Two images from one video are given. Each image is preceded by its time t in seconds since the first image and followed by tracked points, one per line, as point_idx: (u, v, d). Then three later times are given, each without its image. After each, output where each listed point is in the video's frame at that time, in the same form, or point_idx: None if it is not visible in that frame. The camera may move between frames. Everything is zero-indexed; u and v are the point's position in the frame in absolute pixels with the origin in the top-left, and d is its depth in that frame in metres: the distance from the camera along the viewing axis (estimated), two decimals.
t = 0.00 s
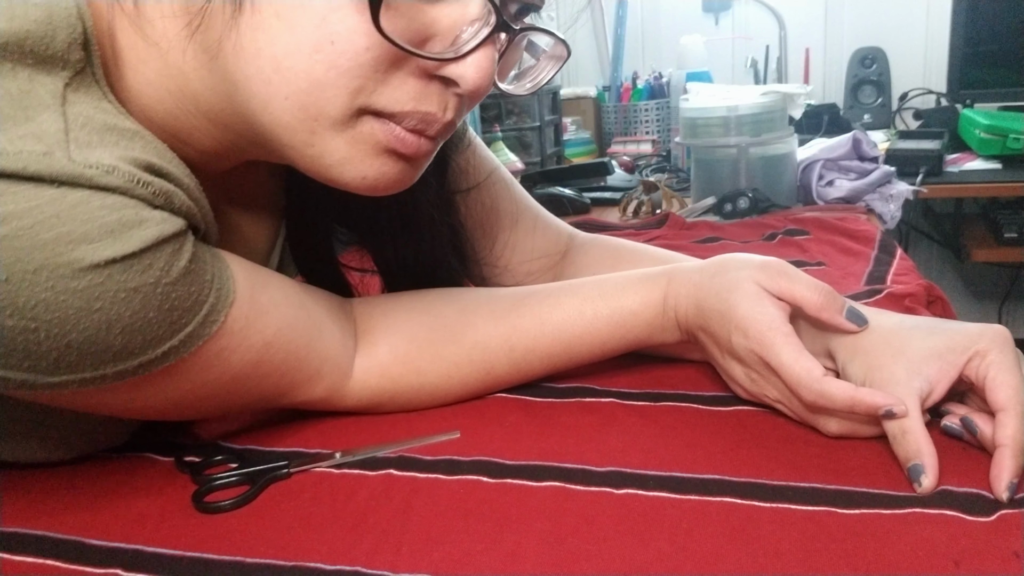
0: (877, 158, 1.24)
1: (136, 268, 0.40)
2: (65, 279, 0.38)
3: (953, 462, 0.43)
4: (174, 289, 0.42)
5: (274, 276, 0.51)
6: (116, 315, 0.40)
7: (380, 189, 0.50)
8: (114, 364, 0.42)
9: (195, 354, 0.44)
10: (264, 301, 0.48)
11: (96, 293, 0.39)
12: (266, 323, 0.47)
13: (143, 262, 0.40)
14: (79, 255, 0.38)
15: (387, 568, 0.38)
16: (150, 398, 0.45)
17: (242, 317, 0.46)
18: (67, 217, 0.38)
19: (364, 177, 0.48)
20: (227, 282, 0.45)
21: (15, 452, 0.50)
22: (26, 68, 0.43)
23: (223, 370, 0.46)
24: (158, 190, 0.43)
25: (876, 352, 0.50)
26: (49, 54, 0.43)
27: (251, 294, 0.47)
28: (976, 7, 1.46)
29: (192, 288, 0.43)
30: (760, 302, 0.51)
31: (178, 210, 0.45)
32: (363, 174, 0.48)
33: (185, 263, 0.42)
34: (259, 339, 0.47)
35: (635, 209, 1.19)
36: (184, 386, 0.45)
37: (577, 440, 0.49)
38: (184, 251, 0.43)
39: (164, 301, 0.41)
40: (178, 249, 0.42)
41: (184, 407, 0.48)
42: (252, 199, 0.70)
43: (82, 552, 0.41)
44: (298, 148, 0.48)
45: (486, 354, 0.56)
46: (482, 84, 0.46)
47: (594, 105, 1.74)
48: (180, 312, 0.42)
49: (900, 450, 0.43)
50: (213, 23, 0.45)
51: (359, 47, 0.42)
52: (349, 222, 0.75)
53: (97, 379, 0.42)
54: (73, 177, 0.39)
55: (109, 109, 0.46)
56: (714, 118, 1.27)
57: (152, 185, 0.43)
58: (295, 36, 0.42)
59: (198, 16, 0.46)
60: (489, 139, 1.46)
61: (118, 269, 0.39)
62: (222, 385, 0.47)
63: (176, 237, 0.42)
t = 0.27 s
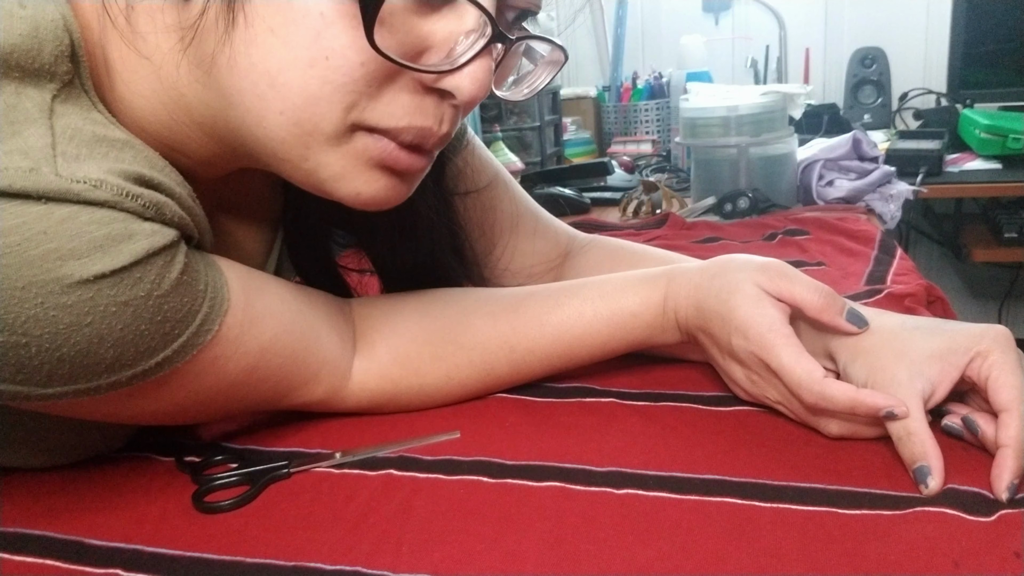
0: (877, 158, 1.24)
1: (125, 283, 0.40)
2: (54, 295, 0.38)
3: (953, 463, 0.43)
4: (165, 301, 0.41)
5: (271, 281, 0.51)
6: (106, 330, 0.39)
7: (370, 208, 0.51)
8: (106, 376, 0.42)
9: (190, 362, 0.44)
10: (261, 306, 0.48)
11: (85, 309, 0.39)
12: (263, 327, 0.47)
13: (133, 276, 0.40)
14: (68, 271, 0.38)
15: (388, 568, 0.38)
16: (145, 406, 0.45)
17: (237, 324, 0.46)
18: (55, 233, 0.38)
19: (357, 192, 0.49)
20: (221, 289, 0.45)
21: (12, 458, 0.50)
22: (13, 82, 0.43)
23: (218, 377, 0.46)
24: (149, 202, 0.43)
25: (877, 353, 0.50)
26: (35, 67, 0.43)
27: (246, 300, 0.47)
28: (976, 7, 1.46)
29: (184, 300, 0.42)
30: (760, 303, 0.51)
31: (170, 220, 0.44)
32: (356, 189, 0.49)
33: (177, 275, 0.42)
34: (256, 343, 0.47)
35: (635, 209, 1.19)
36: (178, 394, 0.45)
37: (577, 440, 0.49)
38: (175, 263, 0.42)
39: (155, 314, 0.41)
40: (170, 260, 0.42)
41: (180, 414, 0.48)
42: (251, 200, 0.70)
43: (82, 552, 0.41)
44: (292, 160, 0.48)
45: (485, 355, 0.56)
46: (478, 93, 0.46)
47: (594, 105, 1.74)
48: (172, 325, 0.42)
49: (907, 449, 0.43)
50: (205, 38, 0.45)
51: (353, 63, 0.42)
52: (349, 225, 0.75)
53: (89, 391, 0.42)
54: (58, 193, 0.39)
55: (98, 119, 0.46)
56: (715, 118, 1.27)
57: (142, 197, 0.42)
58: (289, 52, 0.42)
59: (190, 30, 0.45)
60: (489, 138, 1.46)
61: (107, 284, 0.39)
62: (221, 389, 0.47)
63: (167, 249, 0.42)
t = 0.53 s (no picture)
0: (877, 158, 1.24)
1: (125, 285, 0.40)
2: (53, 297, 0.38)
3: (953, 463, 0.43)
4: (165, 304, 0.41)
5: (272, 281, 0.51)
6: (106, 331, 0.39)
7: (379, 208, 0.51)
8: (106, 377, 0.42)
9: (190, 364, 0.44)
10: (262, 306, 0.48)
11: (84, 311, 0.39)
12: (264, 328, 0.47)
13: (133, 279, 0.40)
14: (68, 273, 0.38)
15: (387, 568, 0.38)
16: (144, 407, 0.45)
17: (238, 326, 0.46)
18: (55, 236, 0.38)
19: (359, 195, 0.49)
20: (222, 291, 0.45)
21: (16, 459, 0.50)
22: (14, 84, 0.43)
23: (218, 379, 0.46)
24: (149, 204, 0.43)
25: (876, 352, 0.50)
26: (36, 69, 0.43)
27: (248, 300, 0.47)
28: (976, 8, 1.46)
29: (185, 303, 0.42)
30: (761, 303, 0.51)
31: (171, 223, 0.44)
32: (354, 190, 0.48)
33: (177, 278, 0.42)
34: (256, 343, 0.47)
35: (635, 209, 1.20)
36: (177, 395, 0.45)
37: (577, 440, 0.49)
38: (176, 266, 0.42)
39: (155, 317, 0.41)
40: (170, 263, 0.42)
41: (180, 415, 0.48)
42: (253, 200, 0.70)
43: (82, 552, 0.41)
44: (293, 159, 0.48)
45: (485, 354, 0.56)
46: (480, 96, 0.46)
47: (594, 105, 1.74)
48: (172, 327, 0.42)
49: (910, 450, 0.43)
50: (206, 39, 0.45)
51: (351, 65, 0.42)
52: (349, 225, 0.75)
53: (89, 392, 0.42)
54: (58, 195, 0.39)
55: (101, 120, 0.46)
56: (715, 118, 1.27)
57: (142, 199, 0.42)
58: (289, 52, 0.42)
59: (191, 32, 0.45)
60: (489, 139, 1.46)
61: (106, 287, 0.39)
62: (221, 389, 0.47)
63: (168, 252, 0.42)
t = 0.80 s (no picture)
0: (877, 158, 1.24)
1: (128, 282, 0.39)
2: (56, 293, 0.38)
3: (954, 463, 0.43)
4: (168, 301, 0.41)
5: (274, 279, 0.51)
6: (108, 327, 0.39)
7: (377, 207, 0.51)
8: (107, 373, 0.42)
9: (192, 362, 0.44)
10: (264, 304, 0.48)
11: (87, 307, 0.38)
12: (264, 325, 0.47)
13: (135, 276, 0.40)
14: (71, 269, 0.38)
15: (388, 568, 0.38)
16: (145, 404, 0.45)
17: (239, 324, 0.46)
18: (58, 232, 0.38)
19: (362, 191, 0.48)
20: (224, 289, 0.45)
21: (16, 458, 0.50)
22: (20, 79, 0.43)
23: (220, 377, 0.46)
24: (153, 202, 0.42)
25: (875, 352, 0.50)
26: (43, 65, 0.43)
27: (249, 298, 0.47)
28: (976, 8, 1.46)
29: (187, 300, 0.42)
30: (761, 302, 0.51)
31: (174, 220, 0.44)
32: (360, 187, 0.48)
33: (180, 276, 0.42)
34: (258, 342, 0.47)
35: (635, 209, 1.19)
36: (179, 392, 0.45)
37: (578, 440, 0.49)
38: (179, 264, 0.42)
39: (158, 314, 0.41)
40: (173, 260, 0.42)
41: (182, 412, 0.48)
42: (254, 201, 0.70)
43: (81, 552, 0.41)
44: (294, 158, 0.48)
45: (486, 354, 0.56)
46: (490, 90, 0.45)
47: (594, 105, 1.74)
48: (174, 325, 0.42)
49: (909, 451, 0.43)
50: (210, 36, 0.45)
51: (357, 62, 0.42)
52: (348, 225, 0.74)
53: (91, 387, 0.42)
54: (61, 191, 0.39)
55: (107, 117, 0.46)
56: (715, 118, 1.27)
57: (146, 196, 0.42)
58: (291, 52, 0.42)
59: (200, 27, 0.45)
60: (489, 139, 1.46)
61: (109, 283, 0.39)
62: (222, 388, 0.47)
63: (171, 250, 0.42)
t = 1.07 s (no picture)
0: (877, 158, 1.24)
1: (132, 266, 0.40)
2: (61, 274, 0.38)
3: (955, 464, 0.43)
4: (171, 287, 0.41)
5: (275, 275, 0.51)
6: (111, 311, 0.39)
7: (386, 177, 0.50)
8: (109, 360, 0.41)
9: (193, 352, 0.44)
10: (265, 300, 0.48)
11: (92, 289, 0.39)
12: (265, 322, 0.47)
13: (140, 260, 0.40)
14: (74, 251, 0.38)
15: (388, 569, 0.38)
16: (147, 394, 0.45)
17: (241, 318, 0.46)
18: (64, 213, 0.38)
19: (368, 162, 0.48)
20: (227, 280, 0.45)
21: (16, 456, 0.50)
22: (30, 63, 0.43)
23: (220, 369, 0.46)
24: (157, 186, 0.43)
25: (873, 352, 0.50)
26: (51, 49, 0.43)
27: (250, 293, 0.47)
28: (976, 8, 1.46)
29: (190, 287, 0.43)
30: (760, 300, 0.51)
31: (178, 207, 0.44)
32: (366, 158, 0.48)
33: (183, 262, 0.42)
34: (258, 338, 0.47)
35: (635, 209, 1.20)
36: (180, 383, 0.45)
37: (578, 440, 0.49)
38: (182, 250, 0.42)
39: (161, 300, 0.41)
40: (177, 247, 0.42)
41: (182, 405, 0.48)
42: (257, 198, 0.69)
43: (81, 552, 0.41)
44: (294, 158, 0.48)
45: (487, 352, 0.56)
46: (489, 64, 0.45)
47: (595, 105, 1.75)
48: (177, 311, 0.42)
49: (903, 450, 0.43)
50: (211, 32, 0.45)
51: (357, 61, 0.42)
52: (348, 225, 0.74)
53: (92, 374, 0.42)
54: (69, 172, 0.39)
55: (115, 104, 0.46)
56: (715, 118, 1.27)
57: (151, 181, 0.42)
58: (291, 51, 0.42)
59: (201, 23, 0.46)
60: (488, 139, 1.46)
61: (113, 265, 0.39)
62: (222, 383, 0.47)
63: (175, 236, 0.42)
